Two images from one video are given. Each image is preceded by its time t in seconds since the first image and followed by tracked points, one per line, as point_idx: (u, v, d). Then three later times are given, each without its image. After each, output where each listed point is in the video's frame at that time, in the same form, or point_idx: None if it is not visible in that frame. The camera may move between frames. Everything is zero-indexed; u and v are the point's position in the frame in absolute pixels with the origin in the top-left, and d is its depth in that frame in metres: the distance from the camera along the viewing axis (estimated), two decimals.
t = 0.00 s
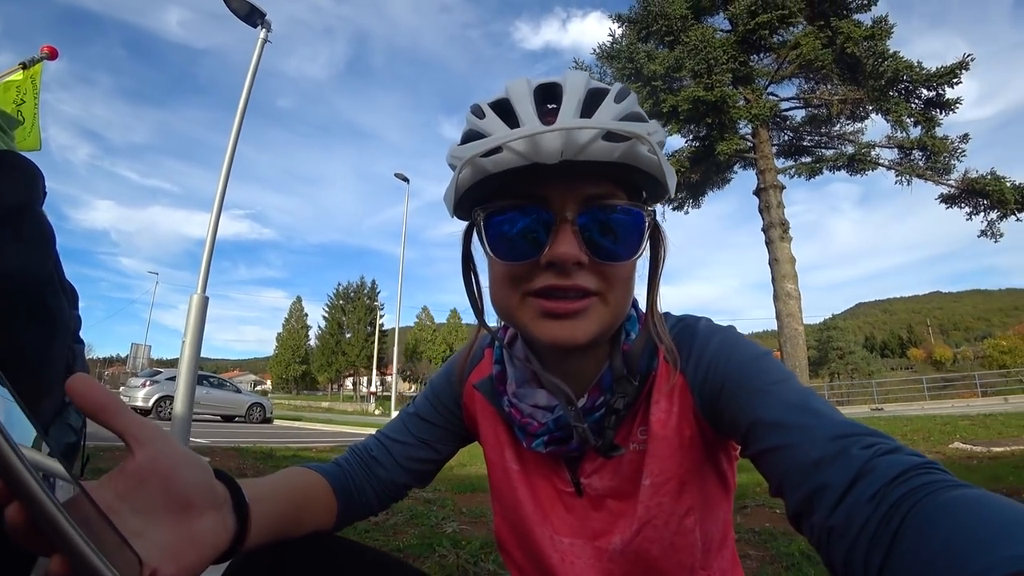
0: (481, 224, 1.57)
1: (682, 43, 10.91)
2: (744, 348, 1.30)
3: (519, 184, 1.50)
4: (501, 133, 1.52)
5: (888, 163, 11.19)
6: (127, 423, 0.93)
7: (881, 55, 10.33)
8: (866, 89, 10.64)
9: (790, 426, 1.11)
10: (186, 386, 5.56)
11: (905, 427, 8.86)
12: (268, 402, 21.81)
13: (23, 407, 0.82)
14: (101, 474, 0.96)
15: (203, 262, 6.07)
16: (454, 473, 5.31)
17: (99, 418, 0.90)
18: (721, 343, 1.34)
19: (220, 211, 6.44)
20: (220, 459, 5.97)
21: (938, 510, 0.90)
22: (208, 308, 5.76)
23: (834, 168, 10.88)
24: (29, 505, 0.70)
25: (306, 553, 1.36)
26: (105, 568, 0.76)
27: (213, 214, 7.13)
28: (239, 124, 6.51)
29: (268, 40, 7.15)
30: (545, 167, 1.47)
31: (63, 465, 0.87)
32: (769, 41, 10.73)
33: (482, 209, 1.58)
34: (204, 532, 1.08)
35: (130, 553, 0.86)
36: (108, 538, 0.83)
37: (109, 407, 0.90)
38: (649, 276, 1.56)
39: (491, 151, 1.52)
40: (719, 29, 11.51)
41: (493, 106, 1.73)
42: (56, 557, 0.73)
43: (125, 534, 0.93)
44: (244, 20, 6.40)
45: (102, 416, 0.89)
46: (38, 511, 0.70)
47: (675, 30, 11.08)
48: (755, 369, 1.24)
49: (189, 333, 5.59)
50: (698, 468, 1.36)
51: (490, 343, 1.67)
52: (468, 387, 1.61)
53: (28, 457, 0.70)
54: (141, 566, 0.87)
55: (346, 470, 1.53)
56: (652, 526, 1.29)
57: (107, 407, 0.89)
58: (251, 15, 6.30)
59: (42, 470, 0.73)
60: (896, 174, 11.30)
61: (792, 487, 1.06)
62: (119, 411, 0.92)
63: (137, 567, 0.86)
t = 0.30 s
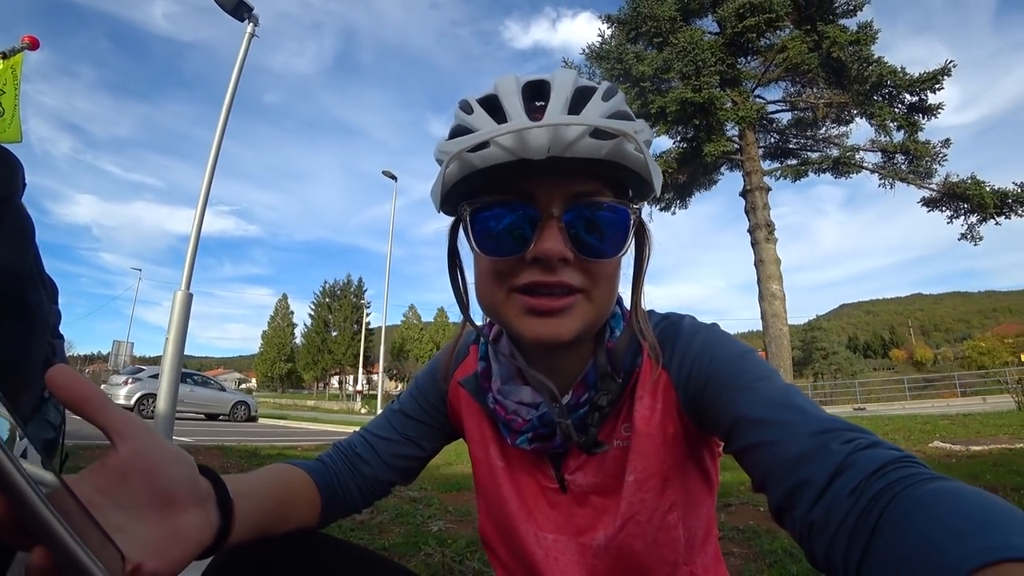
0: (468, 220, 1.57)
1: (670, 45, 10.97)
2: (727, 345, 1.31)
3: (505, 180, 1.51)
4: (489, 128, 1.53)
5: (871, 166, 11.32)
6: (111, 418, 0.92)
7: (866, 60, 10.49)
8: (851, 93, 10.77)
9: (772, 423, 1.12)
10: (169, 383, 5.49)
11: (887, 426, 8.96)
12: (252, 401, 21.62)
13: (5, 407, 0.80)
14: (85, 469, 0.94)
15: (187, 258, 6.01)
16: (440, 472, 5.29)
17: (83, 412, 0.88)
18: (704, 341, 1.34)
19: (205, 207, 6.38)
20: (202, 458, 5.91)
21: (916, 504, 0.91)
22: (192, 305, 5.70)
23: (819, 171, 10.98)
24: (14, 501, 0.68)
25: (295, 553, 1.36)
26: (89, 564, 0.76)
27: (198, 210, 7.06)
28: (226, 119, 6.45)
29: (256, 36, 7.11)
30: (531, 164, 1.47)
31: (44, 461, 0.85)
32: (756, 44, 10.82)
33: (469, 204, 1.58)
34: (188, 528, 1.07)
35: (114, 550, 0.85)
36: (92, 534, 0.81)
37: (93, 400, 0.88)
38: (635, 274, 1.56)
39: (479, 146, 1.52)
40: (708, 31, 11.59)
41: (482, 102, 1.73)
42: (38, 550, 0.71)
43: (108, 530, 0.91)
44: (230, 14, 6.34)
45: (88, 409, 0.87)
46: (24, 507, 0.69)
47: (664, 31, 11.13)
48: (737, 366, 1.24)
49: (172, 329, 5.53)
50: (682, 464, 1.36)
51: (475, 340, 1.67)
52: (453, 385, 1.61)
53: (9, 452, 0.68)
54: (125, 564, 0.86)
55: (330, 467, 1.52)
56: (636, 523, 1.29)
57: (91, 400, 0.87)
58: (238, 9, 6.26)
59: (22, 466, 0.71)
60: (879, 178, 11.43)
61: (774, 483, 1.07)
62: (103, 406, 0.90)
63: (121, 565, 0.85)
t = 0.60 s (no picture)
0: (462, 218, 1.57)
1: (663, 45, 11.00)
2: (720, 348, 1.31)
3: (500, 179, 1.51)
4: (487, 127, 1.53)
5: (863, 167, 11.37)
6: (91, 424, 0.93)
7: (857, 62, 10.55)
8: (842, 95, 10.83)
9: (762, 424, 1.12)
10: (160, 383, 5.46)
11: (877, 426, 9.00)
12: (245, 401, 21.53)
13: None
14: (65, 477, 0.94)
15: (178, 257, 5.98)
16: (432, 472, 5.29)
17: (61, 419, 0.89)
18: (696, 343, 1.35)
19: (196, 206, 6.35)
20: (193, 458, 5.88)
21: (904, 506, 0.91)
22: (183, 304, 5.67)
23: (811, 171, 11.03)
24: None
25: (276, 553, 1.35)
26: None
27: (189, 209, 7.03)
28: (217, 117, 6.43)
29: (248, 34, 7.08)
30: (527, 164, 1.47)
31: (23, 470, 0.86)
32: (749, 45, 10.87)
33: (463, 201, 1.58)
34: (172, 534, 1.06)
35: (92, 559, 0.84)
36: (67, 543, 0.81)
37: (73, 406, 0.89)
38: (629, 278, 1.56)
39: (476, 144, 1.52)
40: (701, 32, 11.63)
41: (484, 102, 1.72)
42: (10, 564, 0.71)
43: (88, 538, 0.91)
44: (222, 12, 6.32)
45: (65, 416, 0.88)
46: None
47: (657, 32, 11.16)
48: (729, 368, 1.25)
49: (163, 329, 5.50)
50: (672, 465, 1.37)
51: (469, 339, 1.67)
52: (445, 384, 1.61)
53: None
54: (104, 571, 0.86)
55: (320, 468, 1.51)
56: (626, 523, 1.29)
57: (70, 407, 0.89)
58: (230, 7, 6.23)
59: None
60: (870, 179, 11.49)
61: (765, 484, 1.08)
62: (81, 411, 0.91)
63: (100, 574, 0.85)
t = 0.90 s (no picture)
0: (450, 221, 1.57)
1: (660, 46, 11.01)
2: (711, 345, 1.32)
3: (487, 181, 1.51)
4: (469, 130, 1.53)
5: (859, 168, 11.39)
6: (83, 419, 0.92)
7: (853, 63, 10.57)
8: (839, 96, 10.86)
9: (753, 421, 1.13)
10: (154, 382, 5.45)
11: (873, 426, 9.02)
12: (241, 401, 21.46)
13: None
14: (58, 470, 0.94)
15: (174, 256, 5.97)
16: (428, 472, 5.29)
17: (54, 413, 0.89)
18: (689, 341, 1.35)
19: (192, 205, 6.34)
20: (188, 458, 5.86)
21: (893, 500, 0.92)
22: (179, 304, 5.66)
23: (807, 172, 11.05)
24: None
25: (269, 550, 1.35)
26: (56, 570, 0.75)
27: (184, 208, 7.01)
28: (213, 115, 6.41)
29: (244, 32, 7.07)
30: (512, 164, 1.47)
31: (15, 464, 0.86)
32: (745, 46, 10.88)
33: (452, 204, 1.58)
34: (164, 529, 1.06)
35: (85, 553, 0.84)
36: (60, 538, 0.81)
37: (65, 400, 0.89)
38: (618, 273, 1.57)
39: (459, 148, 1.52)
40: (698, 33, 11.64)
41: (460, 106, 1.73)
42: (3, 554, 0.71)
43: (81, 533, 0.91)
44: (218, 10, 6.31)
45: (58, 411, 0.88)
46: None
47: (654, 33, 11.17)
48: (721, 366, 1.25)
49: (158, 329, 5.48)
50: (665, 462, 1.37)
51: (461, 339, 1.67)
52: (438, 382, 1.61)
53: None
54: (96, 565, 0.86)
55: (312, 466, 1.51)
56: (618, 520, 1.30)
57: (62, 402, 0.88)
58: (226, 5, 6.22)
59: None
60: (866, 180, 11.52)
61: (757, 481, 1.08)
62: (74, 407, 0.91)
63: (92, 567, 0.85)
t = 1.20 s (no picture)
0: (453, 223, 1.57)
1: (659, 47, 11.02)
2: (715, 347, 1.32)
3: (489, 183, 1.51)
4: (472, 132, 1.53)
5: (857, 169, 11.42)
6: (86, 421, 0.92)
7: (852, 64, 10.59)
8: (837, 98, 10.88)
9: (757, 424, 1.13)
10: (153, 383, 5.43)
11: (871, 426, 9.03)
12: (239, 401, 21.42)
13: None
14: (62, 474, 0.94)
15: (172, 257, 5.95)
16: (428, 473, 5.29)
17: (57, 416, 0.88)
18: (692, 343, 1.35)
19: (191, 205, 6.32)
20: (187, 459, 5.85)
21: (897, 504, 0.92)
22: (177, 304, 5.65)
23: (805, 173, 11.07)
24: None
25: (271, 554, 1.35)
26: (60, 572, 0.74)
27: (183, 208, 6.99)
28: (213, 116, 6.40)
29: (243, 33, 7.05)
30: (515, 166, 1.47)
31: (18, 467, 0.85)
32: (744, 47, 10.89)
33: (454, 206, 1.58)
34: (167, 532, 1.05)
35: (89, 555, 0.84)
36: (64, 541, 0.80)
37: (68, 404, 0.89)
38: (621, 275, 1.56)
39: (462, 150, 1.52)
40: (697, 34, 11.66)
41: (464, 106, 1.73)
42: (7, 558, 0.71)
43: (84, 535, 0.90)
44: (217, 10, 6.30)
45: (62, 414, 0.88)
46: None
47: (653, 34, 11.19)
48: (724, 368, 1.25)
49: (157, 330, 5.47)
50: (668, 464, 1.37)
51: (464, 341, 1.67)
52: (441, 385, 1.60)
53: None
54: (100, 568, 0.86)
55: (315, 468, 1.51)
56: (622, 523, 1.29)
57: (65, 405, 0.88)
58: (225, 6, 6.21)
59: None
60: (864, 181, 11.54)
61: (760, 484, 1.08)
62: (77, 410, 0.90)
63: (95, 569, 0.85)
